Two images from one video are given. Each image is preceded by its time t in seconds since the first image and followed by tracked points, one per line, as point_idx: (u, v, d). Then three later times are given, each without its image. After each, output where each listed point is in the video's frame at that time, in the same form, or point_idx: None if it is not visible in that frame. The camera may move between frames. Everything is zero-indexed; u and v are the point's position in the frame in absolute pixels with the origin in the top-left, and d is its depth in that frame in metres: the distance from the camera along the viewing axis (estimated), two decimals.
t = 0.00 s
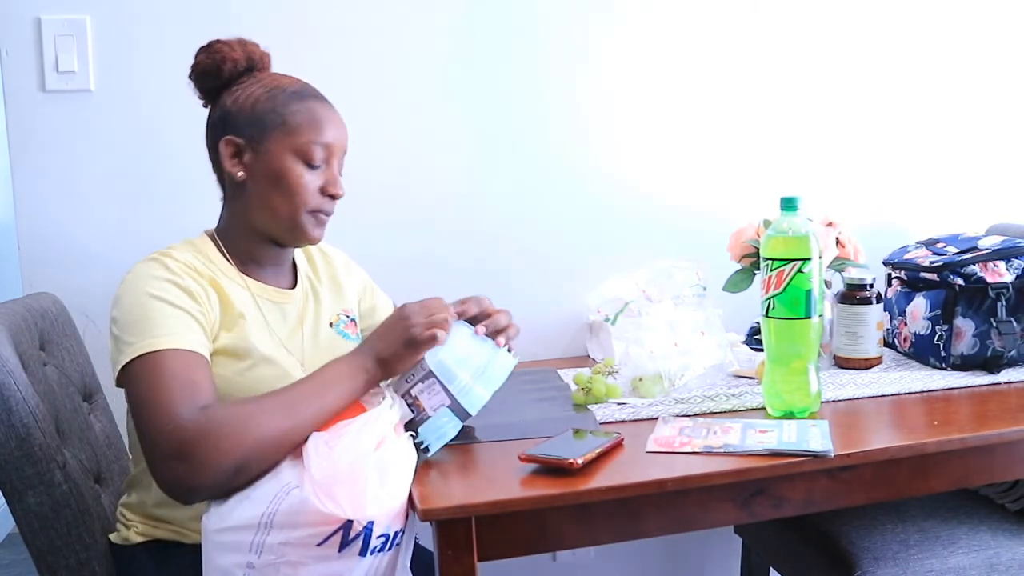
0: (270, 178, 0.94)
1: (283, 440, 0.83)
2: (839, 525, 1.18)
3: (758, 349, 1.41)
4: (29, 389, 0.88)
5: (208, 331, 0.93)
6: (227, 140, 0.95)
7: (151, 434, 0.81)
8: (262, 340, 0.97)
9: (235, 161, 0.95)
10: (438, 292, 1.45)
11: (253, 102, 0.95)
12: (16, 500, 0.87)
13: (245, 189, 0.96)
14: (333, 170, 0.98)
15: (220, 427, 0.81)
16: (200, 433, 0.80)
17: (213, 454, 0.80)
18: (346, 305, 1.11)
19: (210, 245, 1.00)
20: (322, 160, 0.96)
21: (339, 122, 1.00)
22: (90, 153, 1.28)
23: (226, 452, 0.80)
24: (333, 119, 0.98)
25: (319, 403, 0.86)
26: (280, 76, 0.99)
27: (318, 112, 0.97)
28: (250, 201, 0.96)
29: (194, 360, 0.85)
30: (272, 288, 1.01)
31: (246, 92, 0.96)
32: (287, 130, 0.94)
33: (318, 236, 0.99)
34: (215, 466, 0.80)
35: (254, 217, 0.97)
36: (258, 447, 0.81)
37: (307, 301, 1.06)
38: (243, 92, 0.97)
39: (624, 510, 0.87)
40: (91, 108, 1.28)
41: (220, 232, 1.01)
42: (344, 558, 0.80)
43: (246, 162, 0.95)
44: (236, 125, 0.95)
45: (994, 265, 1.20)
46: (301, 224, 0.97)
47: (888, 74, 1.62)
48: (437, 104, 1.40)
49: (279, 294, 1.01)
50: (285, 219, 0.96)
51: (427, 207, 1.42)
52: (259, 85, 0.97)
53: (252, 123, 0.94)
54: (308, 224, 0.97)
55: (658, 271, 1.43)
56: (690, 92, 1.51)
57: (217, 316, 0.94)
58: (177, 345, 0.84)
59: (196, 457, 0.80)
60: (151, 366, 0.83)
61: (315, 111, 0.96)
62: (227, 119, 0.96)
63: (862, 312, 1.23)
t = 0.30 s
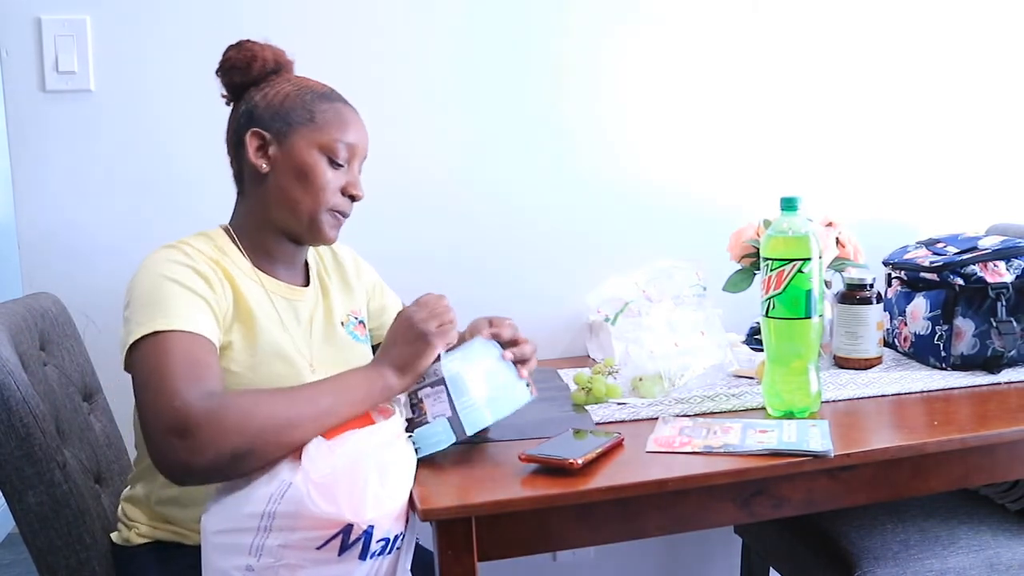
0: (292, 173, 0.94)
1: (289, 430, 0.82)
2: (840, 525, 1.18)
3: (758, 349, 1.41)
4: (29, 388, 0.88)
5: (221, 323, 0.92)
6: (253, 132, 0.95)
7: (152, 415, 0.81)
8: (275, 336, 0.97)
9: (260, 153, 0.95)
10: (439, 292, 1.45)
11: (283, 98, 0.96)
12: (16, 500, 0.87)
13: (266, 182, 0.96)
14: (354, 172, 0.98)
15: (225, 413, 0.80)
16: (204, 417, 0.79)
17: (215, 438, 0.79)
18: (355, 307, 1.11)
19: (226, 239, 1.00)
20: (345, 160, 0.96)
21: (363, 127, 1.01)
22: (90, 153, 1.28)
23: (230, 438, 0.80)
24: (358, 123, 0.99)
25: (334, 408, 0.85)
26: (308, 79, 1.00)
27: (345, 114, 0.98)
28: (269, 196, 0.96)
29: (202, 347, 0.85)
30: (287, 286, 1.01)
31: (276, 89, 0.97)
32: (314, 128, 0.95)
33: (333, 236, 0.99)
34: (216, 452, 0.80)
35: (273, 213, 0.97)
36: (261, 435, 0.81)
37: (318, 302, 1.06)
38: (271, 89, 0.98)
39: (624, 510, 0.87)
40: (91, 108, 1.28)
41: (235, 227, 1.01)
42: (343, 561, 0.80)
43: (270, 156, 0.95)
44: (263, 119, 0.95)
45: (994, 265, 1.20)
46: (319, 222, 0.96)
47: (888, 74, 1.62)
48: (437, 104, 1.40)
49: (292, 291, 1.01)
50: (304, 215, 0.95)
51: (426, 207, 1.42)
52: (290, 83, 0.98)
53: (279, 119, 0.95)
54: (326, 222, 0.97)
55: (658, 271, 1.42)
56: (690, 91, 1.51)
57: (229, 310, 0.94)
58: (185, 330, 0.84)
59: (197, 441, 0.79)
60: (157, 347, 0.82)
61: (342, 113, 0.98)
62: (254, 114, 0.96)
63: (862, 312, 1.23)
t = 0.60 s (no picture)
0: (285, 175, 0.94)
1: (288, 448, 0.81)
2: (840, 525, 1.18)
3: (758, 349, 1.41)
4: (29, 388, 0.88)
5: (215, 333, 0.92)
6: (246, 133, 0.95)
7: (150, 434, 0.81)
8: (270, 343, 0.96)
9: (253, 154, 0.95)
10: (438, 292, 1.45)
11: (277, 99, 0.95)
12: (16, 500, 0.87)
13: (260, 184, 0.95)
14: (348, 174, 0.97)
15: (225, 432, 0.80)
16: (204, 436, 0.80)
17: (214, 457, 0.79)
18: (352, 308, 1.11)
19: (219, 242, 0.99)
20: (338, 162, 0.96)
21: (359, 129, 1.00)
22: (88, 153, 1.28)
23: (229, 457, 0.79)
24: (353, 126, 0.99)
25: (326, 422, 0.82)
26: (306, 79, 1.00)
27: (341, 116, 0.97)
28: (263, 199, 0.96)
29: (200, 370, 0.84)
30: (282, 289, 1.01)
31: (271, 89, 0.97)
32: (308, 129, 0.95)
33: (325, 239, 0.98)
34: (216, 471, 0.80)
35: (266, 216, 0.96)
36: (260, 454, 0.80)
37: (313, 301, 1.06)
38: (267, 89, 0.98)
39: (624, 509, 0.87)
40: (90, 108, 1.28)
41: (230, 229, 1.01)
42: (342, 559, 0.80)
43: (263, 157, 0.94)
44: (258, 120, 0.95)
45: (994, 265, 1.20)
46: (311, 224, 0.96)
47: (888, 74, 1.62)
48: (437, 104, 1.40)
49: (287, 294, 1.01)
50: (296, 219, 0.95)
51: (426, 207, 1.42)
52: (285, 83, 0.98)
53: (274, 119, 0.95)
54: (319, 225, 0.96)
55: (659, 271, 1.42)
56: (690, 92, 1.51)
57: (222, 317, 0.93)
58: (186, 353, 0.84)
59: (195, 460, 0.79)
60: (156, 371, 0.82)
61: (338, 114, 0.97)
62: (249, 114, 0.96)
63: (862, 312, 1.23)
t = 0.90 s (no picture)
0: (265, 180, 0.94)
1: (228, 466, 0.76)
2: (840, 525, 1.18)
3: (758, 349, 1.41)
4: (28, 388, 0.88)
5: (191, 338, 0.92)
6: (225, 138, 0.95)
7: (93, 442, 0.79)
8: (250, 344, 0.96)
9: (232, 159, 0.95)
10: (439, 292, 1.45)
11: (256, 100, 0.95)
12: (16, 500, 0.87)
13: (242, 188, 0.96)
14: (330, 174, 0.97)
15: (164, 440, 0.77)
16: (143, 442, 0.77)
17: (147, 468, 0.75)
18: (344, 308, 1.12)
19: (205, 244, 1.00)
20: (319, 163, 0.96)
21: (340, 126, 0.99)
22: (87, 153, 1.28)
23: (164, 466, 0.75)
24: (333, 123, 0.98)
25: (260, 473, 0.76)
26: (286, 75, 0.99)
27: (322, 114, 0.97)
28: (246, 201, 0.96)
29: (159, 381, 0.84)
30: (268, 290, 1.01)
31: (249, 90, 0.96)
32: (286, 132, 0.94)
33: (312, 239, 0.99)
34: (148, 479, 0.75)
35: (251, 217, 0.97)
36: (197, 466, 0.76)
37: (302, 302, 1.06)
38: (246, 89, 0.97)
39: (624, 509, 0.87)
40: (90, 108, 1.28)
41: (218, 230, 1.02)
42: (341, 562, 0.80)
43: (243, 162, 0.95)
44: (236, 123, 0.95)
45: (994, 265, 1.20)
46: (295, 228, 0.97)
47: (887, 74, 1.62)
48: (437, 104, 1.40)
49: (273, 296, 1.01)
50: (280, 220, 0.96)
51: (425, 207, 1.42)
52: (263, 83, 0.97)
53: (251, 123, 0.94)
54: (302, 228, 0.97)
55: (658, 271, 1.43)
56: (689, 92, 1.51)
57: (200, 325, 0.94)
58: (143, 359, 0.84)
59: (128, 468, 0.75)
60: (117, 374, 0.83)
61: (318, 112, 0.97)
62: (228, 116, 0.96)
63: (862, 312, 1.23)
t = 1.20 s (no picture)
0: (249, 184, 0.95)
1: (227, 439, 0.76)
2: (840, 525, 1.18)
3: (758, 349, 1.41)
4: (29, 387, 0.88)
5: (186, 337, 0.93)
6: (207, 143, 0.96)
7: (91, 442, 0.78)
8: (244, 341, 0.97)
9: (215, 164, 0.96)
10: (439, 292, 1.45)
11: (234, 103, 0.95)
12: (16, 500, 0.87)
13: (227, 192, 0.97)
14: (314, 172, 0.98)
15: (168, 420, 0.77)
16: (148, 423, 0.77)
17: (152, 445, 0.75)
18: (336, 309, 1.11)
19: (196, 247, 1.01)
20: (302, 163, 0.96)
21: (322, 122, 0.99)
22: (88, 153, 1.28)
23: (180, 438, 0.75)
24: (315, 121, 0.98)
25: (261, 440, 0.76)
26: (264, 75, 0.98)
27: (300, 112, 0.96)
28: (232, 204, 0.97)
29: (160, 372, 0.85)
30: (261, 291, 1.02)
31: (227, 92, 0.96)
32: (266, 134, 0.94)
33: (301, 238, 1.00)
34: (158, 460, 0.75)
35: (237, 219, 0.98)
36: (213, 435, 0.76)
37: (296, 300, 1.06)
38: (223, 92, 0.97)
39: (623, 509, 0.87)
40: (90, 109, 1.28)
41: (206, 233, 1.02)
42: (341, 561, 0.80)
43: (226, 166, 0.95)
44: (216, 127, 0.95)
45: (994, 265, 1.20)
46: (283, 228, 0.97)
47: (887, 74, 1.62)
48: (437, 105, 1.40)
49: (267, 296, 1.02)
50: (268, 222, 0.96)
51: (425, 207, 1.42)
52: (240, 85, 0.96)
53: (231, 126, 0.94)
54: (290, 228, 0.98)
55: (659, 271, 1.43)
56: (690, 92, 1.52)
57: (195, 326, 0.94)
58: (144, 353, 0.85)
59: (141, 452, 0.75)
60: (113, 371, 0.82)
61: (297, 110, 0.96)
62: (208, 120, 0.96)
63: (862, 312, 1.23)
